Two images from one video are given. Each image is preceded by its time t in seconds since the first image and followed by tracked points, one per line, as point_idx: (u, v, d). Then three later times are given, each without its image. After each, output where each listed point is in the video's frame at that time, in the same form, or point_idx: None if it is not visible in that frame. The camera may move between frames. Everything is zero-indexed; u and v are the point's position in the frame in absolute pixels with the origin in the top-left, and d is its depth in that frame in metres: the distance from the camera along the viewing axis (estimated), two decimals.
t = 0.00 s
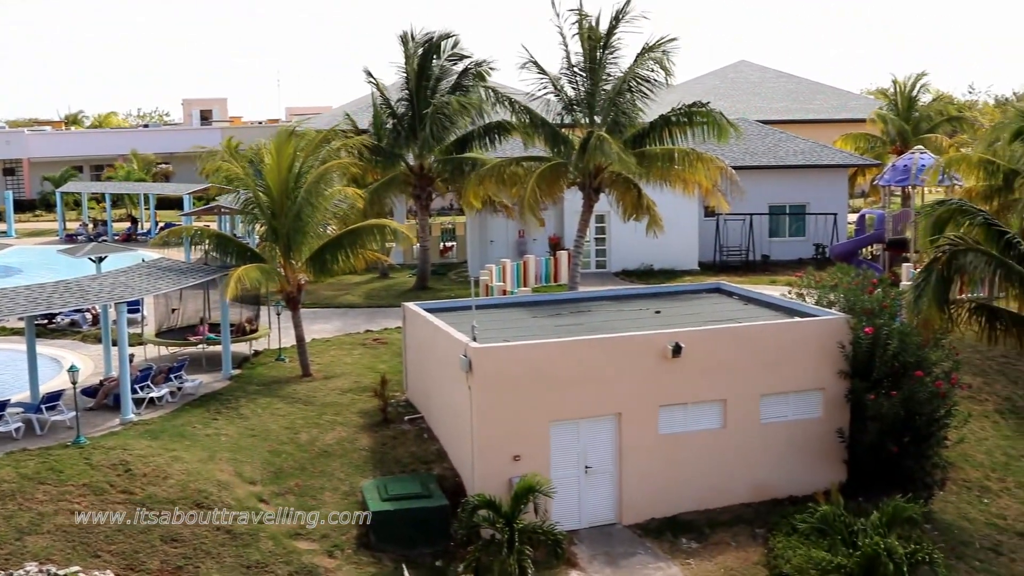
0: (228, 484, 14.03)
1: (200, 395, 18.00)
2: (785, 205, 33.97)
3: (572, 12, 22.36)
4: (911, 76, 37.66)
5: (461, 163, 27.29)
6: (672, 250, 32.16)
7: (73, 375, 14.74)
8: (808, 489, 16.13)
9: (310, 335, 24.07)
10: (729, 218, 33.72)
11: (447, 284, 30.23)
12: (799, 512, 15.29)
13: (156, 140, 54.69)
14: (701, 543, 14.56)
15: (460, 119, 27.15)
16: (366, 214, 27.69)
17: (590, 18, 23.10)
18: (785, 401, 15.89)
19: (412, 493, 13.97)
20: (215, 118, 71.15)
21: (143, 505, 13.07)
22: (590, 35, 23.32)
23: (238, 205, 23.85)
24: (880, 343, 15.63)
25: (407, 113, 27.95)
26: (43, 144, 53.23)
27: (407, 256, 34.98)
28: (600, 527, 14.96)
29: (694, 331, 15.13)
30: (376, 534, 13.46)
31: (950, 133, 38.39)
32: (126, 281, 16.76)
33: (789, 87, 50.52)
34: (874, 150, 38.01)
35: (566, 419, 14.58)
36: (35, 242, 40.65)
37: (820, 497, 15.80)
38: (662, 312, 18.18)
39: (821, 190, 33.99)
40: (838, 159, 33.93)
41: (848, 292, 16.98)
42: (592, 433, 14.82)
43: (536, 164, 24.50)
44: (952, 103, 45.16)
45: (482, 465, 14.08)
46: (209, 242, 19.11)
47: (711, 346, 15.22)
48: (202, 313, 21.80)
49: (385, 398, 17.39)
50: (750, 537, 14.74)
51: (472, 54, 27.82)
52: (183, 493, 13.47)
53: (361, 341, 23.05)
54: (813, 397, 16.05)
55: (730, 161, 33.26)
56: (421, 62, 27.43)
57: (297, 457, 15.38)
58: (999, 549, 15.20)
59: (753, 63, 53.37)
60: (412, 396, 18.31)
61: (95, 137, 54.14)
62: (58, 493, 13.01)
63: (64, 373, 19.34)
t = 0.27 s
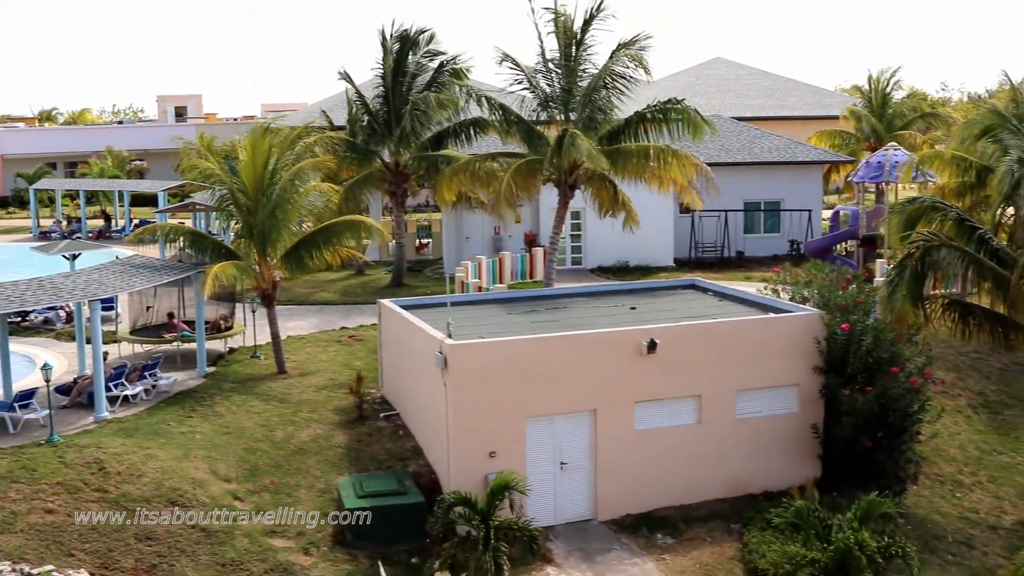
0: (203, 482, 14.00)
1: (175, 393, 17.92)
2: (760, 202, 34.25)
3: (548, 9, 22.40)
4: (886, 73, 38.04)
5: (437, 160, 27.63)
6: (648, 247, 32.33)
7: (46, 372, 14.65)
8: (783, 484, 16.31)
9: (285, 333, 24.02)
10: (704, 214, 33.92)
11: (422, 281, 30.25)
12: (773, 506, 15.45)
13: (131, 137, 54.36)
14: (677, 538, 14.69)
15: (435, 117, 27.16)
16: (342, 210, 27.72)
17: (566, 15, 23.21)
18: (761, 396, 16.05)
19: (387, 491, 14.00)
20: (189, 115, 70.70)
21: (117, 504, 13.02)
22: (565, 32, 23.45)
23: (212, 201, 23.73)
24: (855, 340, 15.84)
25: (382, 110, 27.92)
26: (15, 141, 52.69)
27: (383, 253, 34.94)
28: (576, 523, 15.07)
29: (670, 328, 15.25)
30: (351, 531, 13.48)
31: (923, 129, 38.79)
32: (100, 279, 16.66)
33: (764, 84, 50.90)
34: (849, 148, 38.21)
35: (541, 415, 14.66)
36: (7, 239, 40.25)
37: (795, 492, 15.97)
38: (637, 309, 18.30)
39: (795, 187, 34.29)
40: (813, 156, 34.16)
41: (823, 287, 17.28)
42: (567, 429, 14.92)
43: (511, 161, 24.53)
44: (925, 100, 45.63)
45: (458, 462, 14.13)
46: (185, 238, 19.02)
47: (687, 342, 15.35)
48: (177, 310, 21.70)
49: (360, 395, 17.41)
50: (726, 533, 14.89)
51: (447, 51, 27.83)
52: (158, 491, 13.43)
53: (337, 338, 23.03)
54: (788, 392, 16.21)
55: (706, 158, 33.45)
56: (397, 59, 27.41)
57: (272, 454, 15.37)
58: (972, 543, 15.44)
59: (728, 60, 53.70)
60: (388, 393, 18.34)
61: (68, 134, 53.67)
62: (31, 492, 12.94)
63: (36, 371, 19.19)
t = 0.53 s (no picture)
0: (180, 482, 13.97)
1: (152, 392, 17.84)
2: (736, 199, 34.49)
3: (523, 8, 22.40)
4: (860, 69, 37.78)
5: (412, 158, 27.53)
6: (624, 244, 32.49)
7: (21, 373, 14.54)
8: (759, 480, 16.48)
9: (262, 332, 23.95)
10: (681, 211, 34.11)
11: (399, 279, 30.25)
12: (750, 502, 15.60)
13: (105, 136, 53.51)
14: (655, 534, 14.80)
15: (412, 115, 27.13)
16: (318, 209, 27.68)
17: (541, 12, 23.26)
18: (737, 393, 16.20)
19: (364, 489, 14.02)
20: (165, 113, 70.19)
21: (93, 504, 12.96)
22: (540, 30, 23.46)
23: (188, 200, 23.62)
24: (831, 335, 16.00)
25: (359, 108, 27.87)
26: None
27: (360, 251, 34.89)
28: (554, 520, 15.16)
29: (647, 325, 15.35)
30: (329, 530, 13.50)
31: (898, 125, 39.19)
32: (75, 278, 16.55)
33: (739, 81, 51.22)
34: (823, 143, 39.09)
35: (519, 412, 14.72)
36: None
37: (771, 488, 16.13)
38: (614, 306, 18.42)
39: (771, 183, 34.56)
40: (789, 151, 34.33)
41: (799, 283, 17.49)
42: (545, 427, 15.00)
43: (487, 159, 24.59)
44: (899, 96, 46.10)
45: (436, 461, 14.18)
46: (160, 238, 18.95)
47: (663, 340, 15.47)
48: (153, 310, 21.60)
49: (337, 394, 17.42)
50: (703, 528, 15.04)
51: (424, 49, 27.78)
52: (134, 491, 13.39)
53: (313, 337, 23.00)
54: (765, 388, 16.38)
55: (682, 154, 33.63)
56: (373, 56, 27.37)
57: (249, 454, 15.35)
58: (947, 537, 15.66)
59: (703, 56, 54.00)
60: (365, 392, 18.35)
61: (41, 133, 53.14)
62: (6, 493, 12.86)
63: (11, 372, 19.05)
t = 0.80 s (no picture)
0: (158, 481, 13.94)
1: (130, 390, 17.77)
2: (716, 198, 34.70)
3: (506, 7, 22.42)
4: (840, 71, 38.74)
5: (392, 156, 27.37)
6: (604, 243, 32.62)
7: None
8: (737, 479, 16.62)
9: (242, 330, 23.89)
10: (661, 211, 34.28)
11: (379, 278, 30.24)
12: (728, 500, 15.73)
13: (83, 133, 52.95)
14: (634, 533, 14.90)
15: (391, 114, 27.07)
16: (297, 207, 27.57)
17: (521, 11, 23.32)
18: (716, 392, 16.33)
19: (343, 488, 14.03)
20: (144, 111, 69.75)
21: (70, 503, 12.91)
22: (523, 28, 23.50)
23: (167, 198, 23.51)
24: (809, 335, 16.18)
25: (338, 106, 27.81)
26: None
27: (340, 249, 34.84)
28: (532, 519, 15.23)
29: (625, 324, 15.45)
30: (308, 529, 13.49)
31: (876, 126, 39.58)
32: (52, 276, 16.46)
33: (719, 81, 51.53)
34: (802, 143, 39.54)
35: (497, 411, 14.78)
36: None
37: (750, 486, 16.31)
38: (594, 305, 18.51)
39: (751, 183, 34.79)
40: (768, 152, 34.58)
41: (777, 282, 17.62)
42: (523, 426, 15.06)
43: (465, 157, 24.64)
44: (877, 97, 46.55)
45: (414, 460, 14.21)
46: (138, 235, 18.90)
47: (641, 339, 15.57)
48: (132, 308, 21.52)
49: (316, 392, 17.42)
50: (682, 527, 15.16)
51: (405, 48, 27.77)
52: (112, 490, 13.34)
53: (293, 335, 22.96)
54: (744, 387, 16.52)
55: (662, 153, 33.83)
56: (355, 54, 27.35)
57: (228, 452, 15.33)
58: (924, 535, 15.85)
59: (684, 56, 54.31)
60: (344, 390, 18.36)
61: (19, 130, 52.69)
62: None
63: None
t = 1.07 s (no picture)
0: (133, 480, 13.88)
1: (106, 389, 17.66)
2: (694, 197, 34.89)
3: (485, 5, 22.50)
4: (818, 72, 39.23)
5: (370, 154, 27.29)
6: (582, 242, 32.73)
7: None
8: (714, 477, 16.77)
9: (218, 328, 23.79)
10: (638, 210, 34.43)
11: (356, 276, 30.19)
12: (704, 499, 15.86)
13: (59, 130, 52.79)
14: (610, 532, 15.00)
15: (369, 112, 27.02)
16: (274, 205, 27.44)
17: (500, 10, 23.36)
18: (692, 390, 16.46)
19: (320, 487, 14.03)
20: (120, 107, 69.25)
21: (45, 502, 12.84)
22: (502, 27, 23.58)
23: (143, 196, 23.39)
24: (784, 333, 16.25)
25: (316, 103, 27.77)
26: None
27: (317, 248, 34.76)
28: (509, 518, 15.30)
29: (602, 323, 15.53)
30: (284, 528, 13.47)
31: (852, 125, 39.94)
32: (27, 274, 16.33)
33: (697, 80, 51.83)
34: (780, 142, 39.84)
35: (474, 410, 14.83)
36: None
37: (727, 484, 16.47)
38: (571, 303, 18.60)
39: (728, 182, 35.00)
40: (746, 151, 34.81)
41: (754, 282, 17.65)
42: (501, 425, 15.12)
43: (442, 155, 24.64)
44: (854, 97, 46.95)
45: (391, 459, 14.24)
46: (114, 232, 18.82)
47: (618, 337, 15.67)
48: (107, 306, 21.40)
49: (293, 391, 17.39)
50: (659, 526, 15.27)
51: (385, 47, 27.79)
52: (87, 489, 13.28)
53: (269, 334, 22.90)
54: (720, 386, 16.66)
55: (640, 152, 33.98)
56: (334, 53, 27.37)
57: (204, 451, 15.28)
58: (899, 533, 16.05)
59: (662, 56, 54.55)
60: (321, 389, 18.35)
61: None
62: None
63: None
